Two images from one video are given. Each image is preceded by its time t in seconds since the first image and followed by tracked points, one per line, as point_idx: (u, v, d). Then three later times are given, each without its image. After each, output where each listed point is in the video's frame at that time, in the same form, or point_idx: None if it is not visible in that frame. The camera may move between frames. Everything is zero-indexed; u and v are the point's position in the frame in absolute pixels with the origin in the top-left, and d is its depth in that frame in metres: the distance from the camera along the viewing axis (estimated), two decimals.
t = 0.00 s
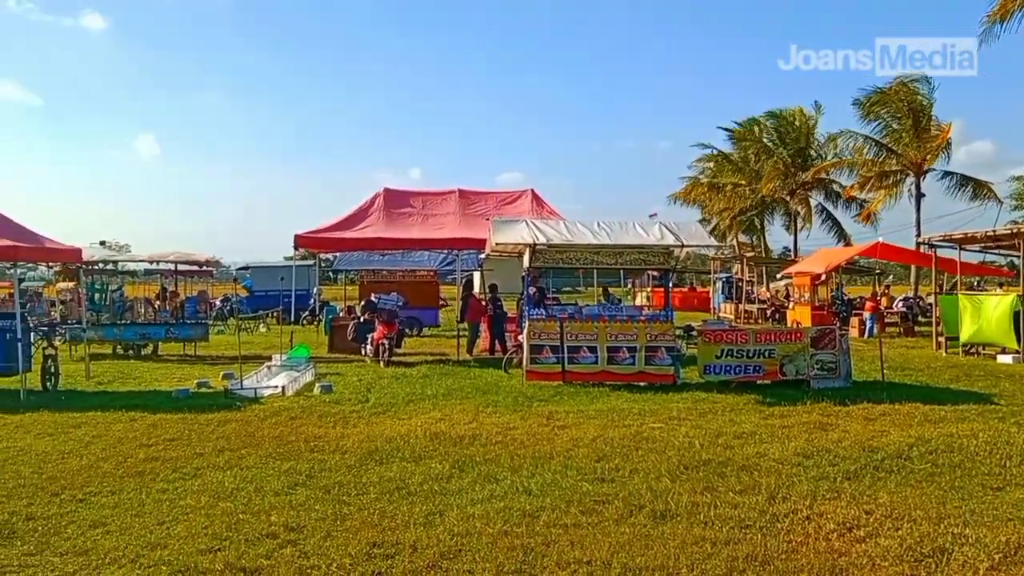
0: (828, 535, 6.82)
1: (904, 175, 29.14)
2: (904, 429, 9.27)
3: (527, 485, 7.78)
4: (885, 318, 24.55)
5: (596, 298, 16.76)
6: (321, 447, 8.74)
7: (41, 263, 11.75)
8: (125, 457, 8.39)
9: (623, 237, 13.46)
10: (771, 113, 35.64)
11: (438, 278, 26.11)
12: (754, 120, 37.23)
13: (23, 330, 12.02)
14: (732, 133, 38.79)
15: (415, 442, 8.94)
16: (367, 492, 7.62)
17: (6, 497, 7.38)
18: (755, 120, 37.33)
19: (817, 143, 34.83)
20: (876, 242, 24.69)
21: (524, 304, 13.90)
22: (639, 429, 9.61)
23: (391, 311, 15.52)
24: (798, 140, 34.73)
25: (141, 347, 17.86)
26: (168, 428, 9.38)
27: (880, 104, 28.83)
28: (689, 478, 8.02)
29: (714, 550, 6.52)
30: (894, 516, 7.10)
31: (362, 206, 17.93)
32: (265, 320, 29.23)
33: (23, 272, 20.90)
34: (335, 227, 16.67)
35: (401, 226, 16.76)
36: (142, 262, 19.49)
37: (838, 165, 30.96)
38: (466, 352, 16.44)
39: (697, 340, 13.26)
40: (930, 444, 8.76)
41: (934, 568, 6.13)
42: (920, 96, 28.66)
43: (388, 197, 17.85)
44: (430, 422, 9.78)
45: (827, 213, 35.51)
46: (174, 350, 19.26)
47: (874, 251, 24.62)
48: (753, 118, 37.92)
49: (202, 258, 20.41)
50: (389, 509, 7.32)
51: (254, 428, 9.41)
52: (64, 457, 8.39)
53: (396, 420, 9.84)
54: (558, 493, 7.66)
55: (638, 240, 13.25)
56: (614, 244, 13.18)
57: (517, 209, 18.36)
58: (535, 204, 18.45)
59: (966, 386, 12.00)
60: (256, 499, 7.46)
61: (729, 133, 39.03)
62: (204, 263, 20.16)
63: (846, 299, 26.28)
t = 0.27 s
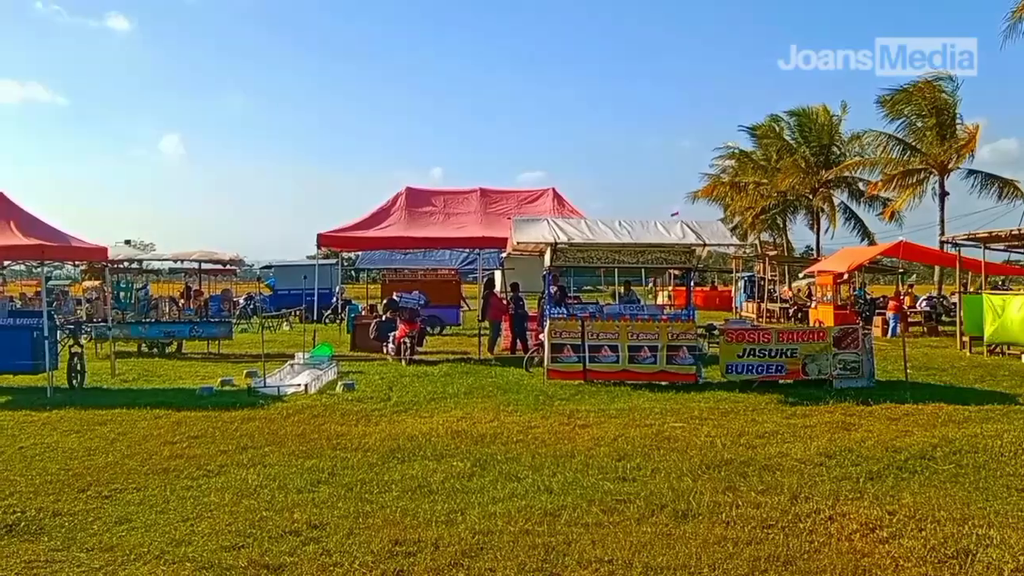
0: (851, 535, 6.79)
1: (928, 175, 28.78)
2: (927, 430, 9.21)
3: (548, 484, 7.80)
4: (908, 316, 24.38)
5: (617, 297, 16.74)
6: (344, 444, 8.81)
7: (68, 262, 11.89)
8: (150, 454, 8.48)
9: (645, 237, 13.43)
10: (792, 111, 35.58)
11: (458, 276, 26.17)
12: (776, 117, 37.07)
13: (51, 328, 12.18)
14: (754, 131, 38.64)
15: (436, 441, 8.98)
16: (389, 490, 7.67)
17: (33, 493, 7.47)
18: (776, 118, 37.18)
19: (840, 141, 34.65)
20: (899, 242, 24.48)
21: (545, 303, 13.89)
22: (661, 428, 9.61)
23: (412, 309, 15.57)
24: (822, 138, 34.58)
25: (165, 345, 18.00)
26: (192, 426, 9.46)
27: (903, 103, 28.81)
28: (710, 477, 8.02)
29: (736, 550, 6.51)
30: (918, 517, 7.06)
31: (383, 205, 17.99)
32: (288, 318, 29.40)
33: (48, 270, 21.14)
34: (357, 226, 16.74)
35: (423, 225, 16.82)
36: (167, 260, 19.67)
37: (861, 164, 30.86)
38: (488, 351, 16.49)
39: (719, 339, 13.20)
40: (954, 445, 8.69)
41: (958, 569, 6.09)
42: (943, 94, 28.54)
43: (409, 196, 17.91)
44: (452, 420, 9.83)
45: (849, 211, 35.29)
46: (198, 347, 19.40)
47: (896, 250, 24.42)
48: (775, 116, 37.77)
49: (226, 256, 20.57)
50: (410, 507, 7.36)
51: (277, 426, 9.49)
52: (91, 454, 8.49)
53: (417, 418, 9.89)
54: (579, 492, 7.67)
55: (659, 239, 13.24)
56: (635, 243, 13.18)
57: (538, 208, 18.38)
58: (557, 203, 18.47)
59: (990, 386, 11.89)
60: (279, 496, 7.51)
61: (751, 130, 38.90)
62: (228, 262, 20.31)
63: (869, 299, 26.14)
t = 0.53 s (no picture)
0: (875, 535, 6.75)
1: (954, 172, 28.53)
2: (951, 430, 9.15)
3: (570, 483, 7.81)
4: (931, 316, 24.21)
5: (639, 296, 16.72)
6: (366, 442, 8.85)
7: (94, 261, 12.00)
8: (175, 451, 8.56)
9: (666, 236, 13.46)
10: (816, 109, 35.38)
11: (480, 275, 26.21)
12: (798, 114, 36.84)
13: (77, 326, 12.28)
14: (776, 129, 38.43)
15: (458, 439, 9.02)
16: (411, 488, 7.70)
17: (60, 490, 7.54)
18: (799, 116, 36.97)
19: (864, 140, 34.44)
20: (923, 243, 24.43)
21: (567, 302, 13.89)
22: (683, 427, 9.60)
23: (434, 308, 15.62)
24: (846, 137, 34.37)
25: (190, 343, 18.13)
26: (216, 423, 9.54)
27: (927, 100, 28.56)
28: (733, 476, 8.00)
29: (759, 549, 6.48)
30: (942, 517, 7.02)
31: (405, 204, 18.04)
32: (312, 317, 29.57)
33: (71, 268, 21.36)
34: (379, 225, 16.80)
35: (444, 224, 16.85)
36: (191, 259, 19.82)
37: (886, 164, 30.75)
38: (509, 349, 16.57)
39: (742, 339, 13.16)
40: (979, 445, 8.62)
41: (984, 570, 6.05)
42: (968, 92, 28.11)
43: (431, 195, 17.95)
44: (473, 418, 9.86)
45: (872, 209, 35.04)
46: (222, 346, 19.52)
47: (920, 251, 24.33)
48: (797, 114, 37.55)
49: (249, 256, 20.70)
50: (433, 504, 7.38)
51: (300, 423, 9.54)
52: (116, 451, 8.57)
53: (439, 416, 9.93)
54: (601, 490, 7.68)
55: (681, 238, 13.25)
56: (656, 242, 13.18)
57: (560, 207, 18.38)
58: (578, 202, 18.46)
59: (1015, 386, 11.78)
60: (302, 493, 7.56)
61: (773, 129, 38.70)
62: (251, 261, 20.44)
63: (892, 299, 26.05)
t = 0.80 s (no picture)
0: (898, 535, 6.71)
1: (978, 170, 28.56)
2: (976, 430, 9.10)
3: (591, 482, 7.82)
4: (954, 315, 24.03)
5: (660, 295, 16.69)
6: (388, 440, 8.90)
7: (119, 260, 12.11)
8: (198, 449, 8.62)
9: (689, 234, 13.50)
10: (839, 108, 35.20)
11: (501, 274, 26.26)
12: (821, 114, 36.72)
13: (102, 325, 12.37)
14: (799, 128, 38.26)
15: (479, 437, 9.06)
16: (433, 486, 7.74)
17: (86, 486, 7.63)
18: (822, 115, 36.80)
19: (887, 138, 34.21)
20: (948, 242, 24.21)
21: (587, 300, 13.88)
22: (705, 427, 9.59)
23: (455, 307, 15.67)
24: (867, 136, 34.14)
25: (213, 342, 18.26)
26: (239, 421, 9.61)
27: (952, 98, 28.16)
28: (754, 476, 7.99)
29: (781, 549, 6.46)
30: (967, 518, 6.97)
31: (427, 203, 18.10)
32: (335, 315, 29.73)
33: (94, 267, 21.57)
34: (400, 224, 16.86)
35: (465, 223, 16.89)
36: (214, 258, 19.97)
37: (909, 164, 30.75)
38: (530, 348, 16.58)
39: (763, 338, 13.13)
40: (1004, 445, 8.56)
41: (1009, 571, 6.00)
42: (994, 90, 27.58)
43: (452, 194, 18.00)
44: (495, 417, 9.89)
45: (895, 208, 34.80)
46: (244, 344, 19.65)
47: (945, 251, 24.12)
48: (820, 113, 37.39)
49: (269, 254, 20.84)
50: (454, 502, 7.41)
51: (323, 421, 9.61)
52: (140, 448, 8.65)
53: (460, 415, 9.97)
54: (623, 490, 7.68)
55: (702, 237, 13.25)
56: (677, 241, 13.19)
57: (581, 205, 18.38)
58: (599, 200, 18.45)
59: None
60: (325, 491, 7.61)
61: (796, 127, 38.52)
62: (273, 259, 20.55)
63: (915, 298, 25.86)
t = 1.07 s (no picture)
0: (922, 536, 6.67)
1: (1002, 168, 28.44)
2: (1001, 430, 9.04)
3: (612, 480, 7.83)
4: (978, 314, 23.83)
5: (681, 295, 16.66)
6: (410, 438, 8.96)
7: (144, 258, 12.22)
8: (222, 446, 8.70)
9: (711, 233, 13.45)
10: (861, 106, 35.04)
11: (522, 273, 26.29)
12: (844, 112, 36.55)
13: (127, 322, 12.48)
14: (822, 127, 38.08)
15: (500, 435, 9.09)
16: (455, 484, 7.77)
17: (112, 482, 7.71)
18: (844, 114, 36.61)
19: (909, 136, 33.94)
20: (970, 241, 23.84)
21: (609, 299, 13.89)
22: (727, 426, 9.57)
23: (476, 306, 15.74)
24: (888, 134, 33.94)
25: (236, 340, 18.39)
26: (263, 418, 9.70)
27: (976, 94, 27.89)
28: (777, 476, 7.97)
29: (804, 549, 6.43)
30: (992, 519, 6.91)
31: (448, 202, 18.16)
32: (358, 314, 29.89)
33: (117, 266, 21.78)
34: (421, 223, 16.92)
35: (487, 222, 16.93)
36: (236, 257, 20.12)
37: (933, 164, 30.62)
38: (550, 347, 16.61)
39: (785, 337, 13.08)
40: None
41: None
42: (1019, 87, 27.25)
43: (474, 193, 18.05)
44: (516, 415, 9.92)
45: (918, 206, 34.52)
46: (267, 342, 19.77)
47: (969, 249, 23.87)
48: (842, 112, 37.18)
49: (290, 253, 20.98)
50: (476, 500, 7.43)
51: (345, 419, 9.68)
52: (165, 444, 8.74)
53: (482, 413, 10.01)
54: (644, 489, 7.68)
55: (724, 236, 13.24)
56: (699, 240, 13.18)
57: (602, 204, 18.38)
58: (620, 199, 18.44)
59: None
60: (348, 488, 7.66)
61: (817, 125, 38.31)
62: (294, 258, 20.69)
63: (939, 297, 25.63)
